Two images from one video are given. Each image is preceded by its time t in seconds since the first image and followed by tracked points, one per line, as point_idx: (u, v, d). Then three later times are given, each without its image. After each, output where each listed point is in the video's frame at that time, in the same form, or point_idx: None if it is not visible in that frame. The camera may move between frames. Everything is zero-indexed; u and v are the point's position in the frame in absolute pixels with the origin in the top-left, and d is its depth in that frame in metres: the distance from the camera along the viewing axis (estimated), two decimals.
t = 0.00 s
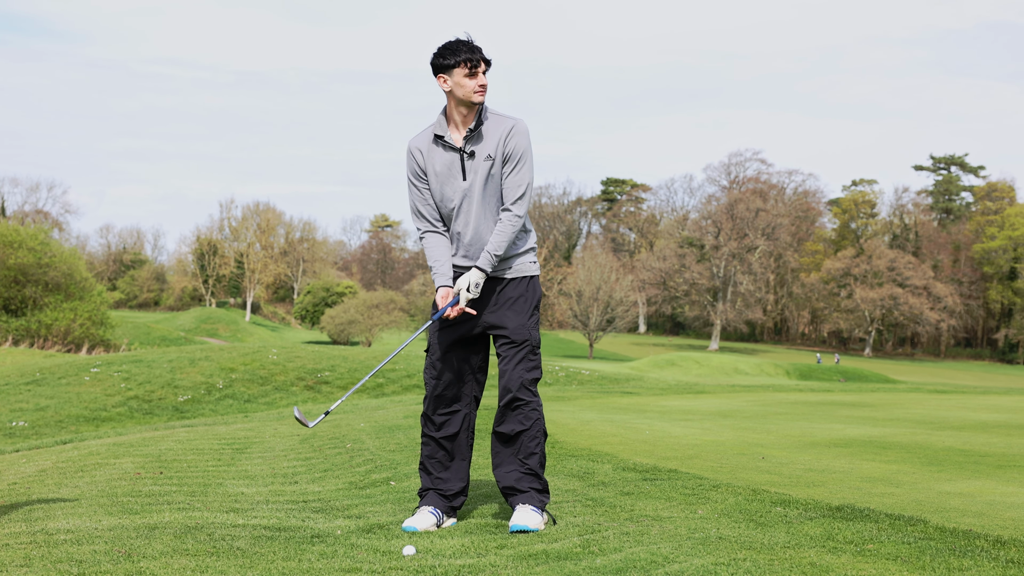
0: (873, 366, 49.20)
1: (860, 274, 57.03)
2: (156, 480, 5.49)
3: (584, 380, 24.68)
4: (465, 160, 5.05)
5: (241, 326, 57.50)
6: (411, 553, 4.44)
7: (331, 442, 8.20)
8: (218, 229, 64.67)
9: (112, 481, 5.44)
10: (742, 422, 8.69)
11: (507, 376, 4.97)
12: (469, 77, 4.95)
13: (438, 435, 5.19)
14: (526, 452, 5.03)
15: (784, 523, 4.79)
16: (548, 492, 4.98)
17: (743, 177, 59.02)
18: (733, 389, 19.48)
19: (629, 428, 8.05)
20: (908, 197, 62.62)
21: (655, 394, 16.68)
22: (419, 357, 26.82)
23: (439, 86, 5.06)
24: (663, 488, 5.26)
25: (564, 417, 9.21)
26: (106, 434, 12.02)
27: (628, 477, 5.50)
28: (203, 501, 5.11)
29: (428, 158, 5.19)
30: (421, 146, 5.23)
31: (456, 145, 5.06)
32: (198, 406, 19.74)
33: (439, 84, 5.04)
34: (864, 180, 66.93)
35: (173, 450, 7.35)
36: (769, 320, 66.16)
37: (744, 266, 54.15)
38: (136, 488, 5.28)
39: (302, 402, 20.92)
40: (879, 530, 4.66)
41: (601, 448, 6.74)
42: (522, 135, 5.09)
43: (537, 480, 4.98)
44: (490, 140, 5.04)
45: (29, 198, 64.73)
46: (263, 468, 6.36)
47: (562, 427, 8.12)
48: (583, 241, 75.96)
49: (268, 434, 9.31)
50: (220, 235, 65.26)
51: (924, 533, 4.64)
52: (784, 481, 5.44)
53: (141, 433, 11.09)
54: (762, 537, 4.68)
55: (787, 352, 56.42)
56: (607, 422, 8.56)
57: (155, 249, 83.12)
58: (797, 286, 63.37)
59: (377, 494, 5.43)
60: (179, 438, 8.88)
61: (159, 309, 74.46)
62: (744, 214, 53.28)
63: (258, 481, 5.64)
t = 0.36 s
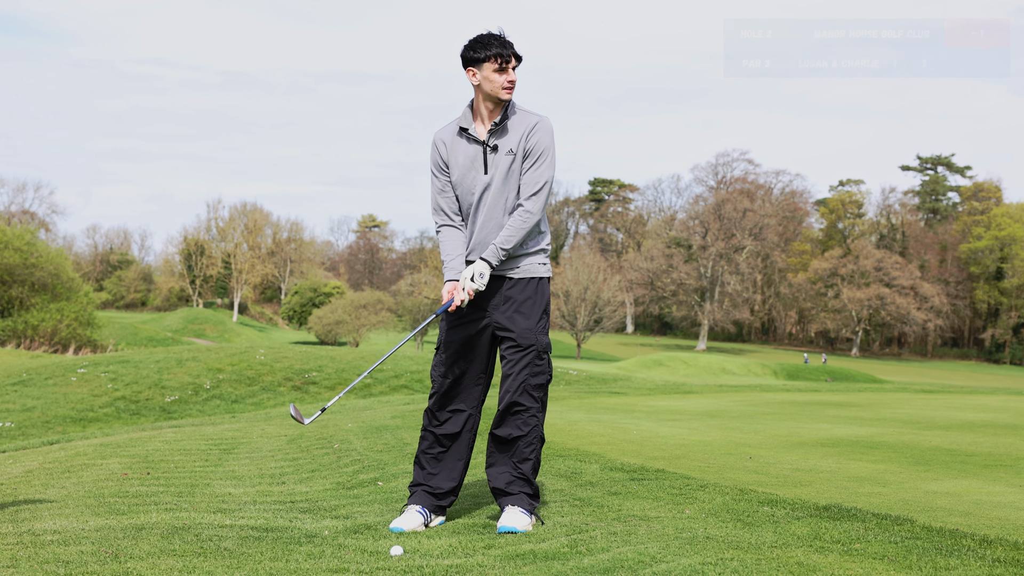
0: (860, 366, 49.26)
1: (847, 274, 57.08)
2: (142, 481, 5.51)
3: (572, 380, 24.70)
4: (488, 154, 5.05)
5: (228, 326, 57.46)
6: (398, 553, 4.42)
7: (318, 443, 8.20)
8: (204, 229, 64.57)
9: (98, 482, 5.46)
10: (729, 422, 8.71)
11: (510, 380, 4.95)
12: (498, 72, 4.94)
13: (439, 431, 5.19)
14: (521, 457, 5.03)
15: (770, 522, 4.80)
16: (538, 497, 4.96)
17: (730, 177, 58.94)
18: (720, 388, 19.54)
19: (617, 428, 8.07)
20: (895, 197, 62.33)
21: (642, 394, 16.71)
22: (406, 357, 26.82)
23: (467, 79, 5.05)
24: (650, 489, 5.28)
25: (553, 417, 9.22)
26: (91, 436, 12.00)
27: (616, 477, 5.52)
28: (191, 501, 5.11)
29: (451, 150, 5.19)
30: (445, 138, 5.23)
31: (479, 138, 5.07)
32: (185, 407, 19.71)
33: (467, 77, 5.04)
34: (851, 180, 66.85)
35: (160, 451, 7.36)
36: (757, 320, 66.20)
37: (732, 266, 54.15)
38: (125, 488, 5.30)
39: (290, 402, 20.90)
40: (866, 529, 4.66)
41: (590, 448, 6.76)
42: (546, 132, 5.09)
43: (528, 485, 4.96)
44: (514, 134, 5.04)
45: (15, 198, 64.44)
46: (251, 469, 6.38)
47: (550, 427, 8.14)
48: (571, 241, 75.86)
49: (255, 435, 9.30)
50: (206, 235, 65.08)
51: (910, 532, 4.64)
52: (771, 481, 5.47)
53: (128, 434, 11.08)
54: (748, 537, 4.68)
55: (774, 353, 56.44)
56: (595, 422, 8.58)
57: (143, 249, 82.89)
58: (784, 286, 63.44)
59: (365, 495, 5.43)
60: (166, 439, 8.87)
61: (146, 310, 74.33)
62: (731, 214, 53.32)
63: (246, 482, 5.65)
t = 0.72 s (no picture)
0: (851, 366, 49.21)
1: (838, 274, 57.05)
2: (132, 482, 5.52)
3: (563, 380, 24.70)
4: (474, 156, 5.06)
5: (219, 327, 57.34)
6: (390, 553, 4.42)
7: (308, 443, 8.19)
8: (194, 229, 64.43)
9: (88, 483, 5.47)
10: (720, 422, 8.73)
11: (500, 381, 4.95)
12: (481, 78, 4.93)
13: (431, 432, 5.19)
14: (512, 457, 5.03)
15: (761, 522, 4.81)
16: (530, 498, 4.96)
17: (721, 177, 58.90)
18: (710, 388, 19.56)
19: (608, 428, 8.08)
20: (886, 197, 62.54)
21: (633, 394, 16.67)
22: (397, 357, 26.80)
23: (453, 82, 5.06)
24: (641, 489, 5.29)
25: (543, 417, 9.22)
26: (82, 436, 12.00)
27: (607, 477, 5.54)
28: (182, 502, 5.11)
29: (437, 152, 5.19)
30: (431, 140, 5.23)
31: (465, 140, 5.09)
32: (175, 407, 19.69)
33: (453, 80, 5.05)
34: (841, 180, 66.79)
35: (150, 452, 7.36)
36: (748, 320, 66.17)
37: (723, 266, 54.15)
38: (115, 489, 5.32)
39: (281, 402, 20.89)
40: (856, 529, 4.67)
41: (581, 448, 6.79)
42: (530, 134, 5.07)
43: (519, 485, 4.97)
44: (500, 136, 5.05)
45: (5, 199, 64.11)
46: (241, 469, 6.37)
47: (540, 427, 8.16)
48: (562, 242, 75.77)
49: (246, 435, 9.30)
50: (197, 235, 64.88)
51: (901, 531, 4.64)
52: (761, 480, 5.50)
53: (118, 434, 11.07)
54: (740, 537, 4.69)
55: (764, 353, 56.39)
56: (586, 422, 8.59)
57: (133, 249, 82.63)
58: (775, 286, 63.49)
59: (356, 495, 5.44)
60: (156, 439, 8.86)
61: (136, 310, 74.16)
62: (722, 214, 53.37)
63: (237, 482, 5.65)
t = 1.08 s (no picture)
0: (847, 366, 49.24)
1: (834, 273, 57.14)
2: (129, 480, 5.57)
3: (559, 379, 24.74)
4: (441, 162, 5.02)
5: (215, 326, 57.39)
6: (385, 553, 4.41)
7: (305, 443, 8.21)
8: (191, 229, 64.45)
9: (85, 482, 5.48)
10: (715, 421, 8.73)
11: (485, 371, 4.97)
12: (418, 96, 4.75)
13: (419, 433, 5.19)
14: (504, 449, 5.03)
15: (757, 521, 4.81)
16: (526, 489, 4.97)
17: (717, 177, 59.01)
18: (707, 389, 19.57)
19: (603, 427, 8.10)
20: (881, 196, 62.35)
21: (629, 394, 16.68)
22: (392, 357, 26.81)
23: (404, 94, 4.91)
24: (637, 488, 5.30)
25: (540, 417, 9.23)
26: (79, 436, 12.04)
27: (603, 476, 5.55)
28: (178, 501, 5.12)
29: (406, 158, 5.16)
30: (399, 146, 5.20)
31: (432, 146, 5.03)
32: (172, 407, 19.71)
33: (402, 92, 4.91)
34: (837, 180, 66.82)
35: (147, 451, 7.37)
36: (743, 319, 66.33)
37: (719, 266, 54.21)
38: (110, 488, 5.33)
39: (277, 402, 20.92)
40: (852, 528, 4.67)
41: (576, 447, 6.82)
42: (498, 135, 4.98)
43: (514, 476, 4.99)
44: (465, 140, 4.98)
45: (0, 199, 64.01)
46: (237, 468, 6.37)
47: (536, 427, 8.17)
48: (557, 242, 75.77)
49: (242, 434, 9.30)
50: (194, 235, 64.93)
51: (895, 531, 4.64)
52: (758, 480, 5.50)
53: (115, 433, 11.09)
54: (735, 536, 4.68)
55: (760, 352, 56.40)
56: (582, 422, 8.59)
57: (129, 249, 82.66)
58: (771, 285, 63.66)
59: (353, 494, 5.45)
60: (152, 438, 8.85)
61: (133, 310, 74.22)
62: (718, 213, 53.44)
63: (233, 482, 5.66)
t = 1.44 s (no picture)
0: (848, 366, 49.16)
1: (834, 273, 57.09)
2: (130, 479, 5.59)
3: (560, 379, 24.73)
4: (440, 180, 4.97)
5: (216, 326, 57.35)
6: (387, 551, 4.43)
7: (305, 442, 8.20)
8: (192, 228, 64.39)
9: (86, 481, 5.49)
10: (716, 421, 8.73)
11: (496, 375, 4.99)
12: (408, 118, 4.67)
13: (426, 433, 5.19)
14: (513, 453, 5.01)
15: (759, 520, 4.81)
16: (532, 493, 4.93)
17: (718, 176, 58.96)
18: (708, 388, 19.55)
19: (604, 427, 8.10)
20: (882, 196, 62.20)
21: (630, 393, 16.65)
22: (393, 356, 26.82)
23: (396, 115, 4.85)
24: (638, 488, 5.29)
25: (541, 417, 9.24)
26: (80, 434, 12.06)
27: (604, 477, 5.55)
28: (179, 500, 5.13)
29: (407, 176, 5.12)
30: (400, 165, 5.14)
31: (430, 166, 4.98)
32: (172, 406, 19.71)
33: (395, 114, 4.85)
34: (838, 179, 66.74)
35: (148, 450, 7.38)
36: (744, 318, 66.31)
37: (719, 265, 54.19)
38: (112, 487, 5.35)
39: (278, 401, 20.93)
40: (853, 528, 4.66)
41: (577, 446, 6.83)
42: (492, 150, 4.85)
43: (521, 480, 4.95)
44: (460, 157, 4.88)
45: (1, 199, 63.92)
46: (238, 468, 6.37)
47: (537, 426, 8.16)
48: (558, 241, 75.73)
49: (243, 434, 9.30)
50: (194, 234, 64.87)
51: (896, 531, 4.64)
52: (759, 479, 5.49)
53: (116, 433, 11.10)
54: (736, 535, 4.68)
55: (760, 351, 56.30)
56: (583, 421, 8.58)
57: (130, 248, 82.77)
58: (772, 284, 63.68)
59: (353, 493, 5.45)
60: (153, 438, 8.84)
61: (133, 309, 74.23)
62: (719, 213, 53.40)
63: (234, 481, 5.66)
